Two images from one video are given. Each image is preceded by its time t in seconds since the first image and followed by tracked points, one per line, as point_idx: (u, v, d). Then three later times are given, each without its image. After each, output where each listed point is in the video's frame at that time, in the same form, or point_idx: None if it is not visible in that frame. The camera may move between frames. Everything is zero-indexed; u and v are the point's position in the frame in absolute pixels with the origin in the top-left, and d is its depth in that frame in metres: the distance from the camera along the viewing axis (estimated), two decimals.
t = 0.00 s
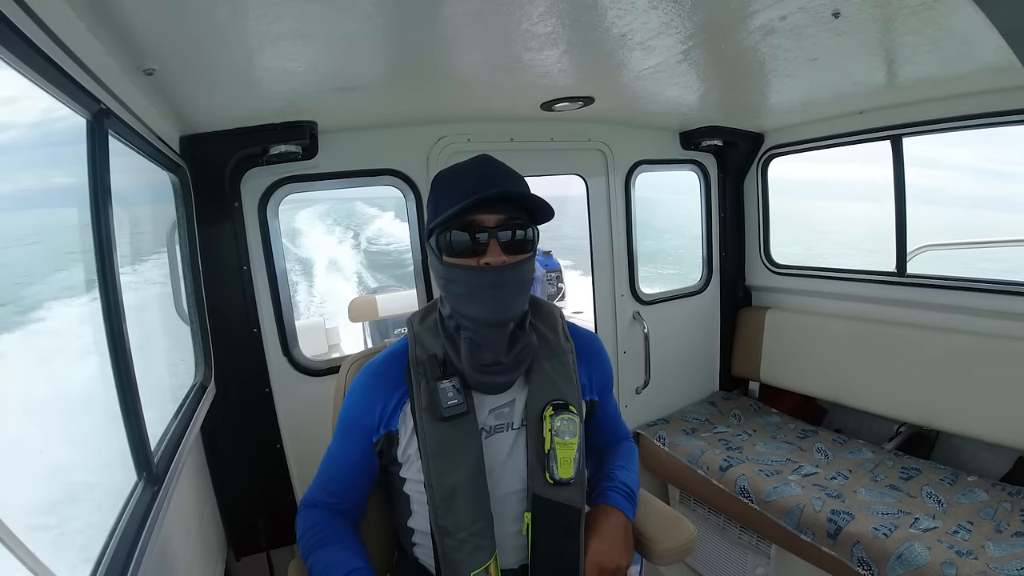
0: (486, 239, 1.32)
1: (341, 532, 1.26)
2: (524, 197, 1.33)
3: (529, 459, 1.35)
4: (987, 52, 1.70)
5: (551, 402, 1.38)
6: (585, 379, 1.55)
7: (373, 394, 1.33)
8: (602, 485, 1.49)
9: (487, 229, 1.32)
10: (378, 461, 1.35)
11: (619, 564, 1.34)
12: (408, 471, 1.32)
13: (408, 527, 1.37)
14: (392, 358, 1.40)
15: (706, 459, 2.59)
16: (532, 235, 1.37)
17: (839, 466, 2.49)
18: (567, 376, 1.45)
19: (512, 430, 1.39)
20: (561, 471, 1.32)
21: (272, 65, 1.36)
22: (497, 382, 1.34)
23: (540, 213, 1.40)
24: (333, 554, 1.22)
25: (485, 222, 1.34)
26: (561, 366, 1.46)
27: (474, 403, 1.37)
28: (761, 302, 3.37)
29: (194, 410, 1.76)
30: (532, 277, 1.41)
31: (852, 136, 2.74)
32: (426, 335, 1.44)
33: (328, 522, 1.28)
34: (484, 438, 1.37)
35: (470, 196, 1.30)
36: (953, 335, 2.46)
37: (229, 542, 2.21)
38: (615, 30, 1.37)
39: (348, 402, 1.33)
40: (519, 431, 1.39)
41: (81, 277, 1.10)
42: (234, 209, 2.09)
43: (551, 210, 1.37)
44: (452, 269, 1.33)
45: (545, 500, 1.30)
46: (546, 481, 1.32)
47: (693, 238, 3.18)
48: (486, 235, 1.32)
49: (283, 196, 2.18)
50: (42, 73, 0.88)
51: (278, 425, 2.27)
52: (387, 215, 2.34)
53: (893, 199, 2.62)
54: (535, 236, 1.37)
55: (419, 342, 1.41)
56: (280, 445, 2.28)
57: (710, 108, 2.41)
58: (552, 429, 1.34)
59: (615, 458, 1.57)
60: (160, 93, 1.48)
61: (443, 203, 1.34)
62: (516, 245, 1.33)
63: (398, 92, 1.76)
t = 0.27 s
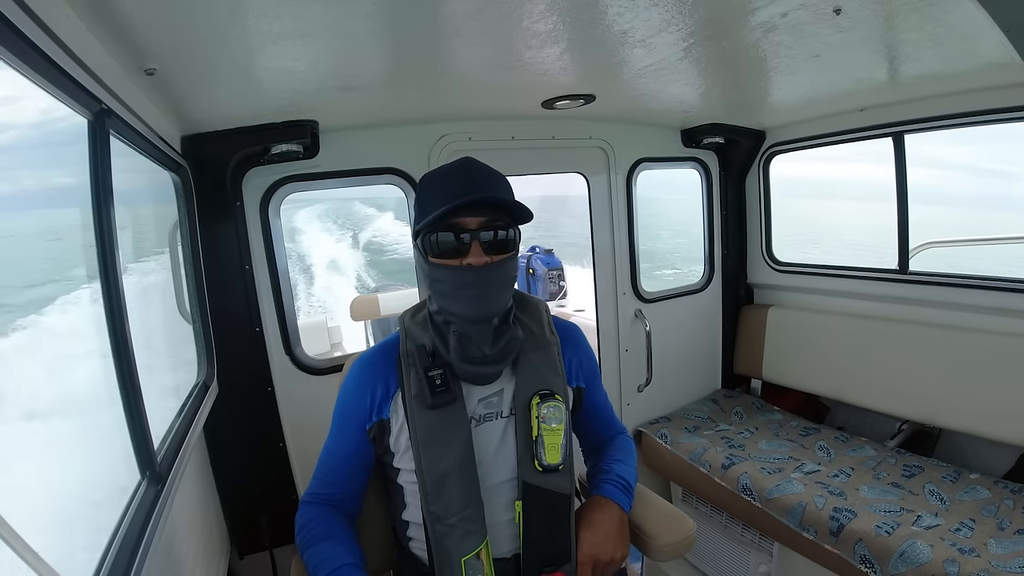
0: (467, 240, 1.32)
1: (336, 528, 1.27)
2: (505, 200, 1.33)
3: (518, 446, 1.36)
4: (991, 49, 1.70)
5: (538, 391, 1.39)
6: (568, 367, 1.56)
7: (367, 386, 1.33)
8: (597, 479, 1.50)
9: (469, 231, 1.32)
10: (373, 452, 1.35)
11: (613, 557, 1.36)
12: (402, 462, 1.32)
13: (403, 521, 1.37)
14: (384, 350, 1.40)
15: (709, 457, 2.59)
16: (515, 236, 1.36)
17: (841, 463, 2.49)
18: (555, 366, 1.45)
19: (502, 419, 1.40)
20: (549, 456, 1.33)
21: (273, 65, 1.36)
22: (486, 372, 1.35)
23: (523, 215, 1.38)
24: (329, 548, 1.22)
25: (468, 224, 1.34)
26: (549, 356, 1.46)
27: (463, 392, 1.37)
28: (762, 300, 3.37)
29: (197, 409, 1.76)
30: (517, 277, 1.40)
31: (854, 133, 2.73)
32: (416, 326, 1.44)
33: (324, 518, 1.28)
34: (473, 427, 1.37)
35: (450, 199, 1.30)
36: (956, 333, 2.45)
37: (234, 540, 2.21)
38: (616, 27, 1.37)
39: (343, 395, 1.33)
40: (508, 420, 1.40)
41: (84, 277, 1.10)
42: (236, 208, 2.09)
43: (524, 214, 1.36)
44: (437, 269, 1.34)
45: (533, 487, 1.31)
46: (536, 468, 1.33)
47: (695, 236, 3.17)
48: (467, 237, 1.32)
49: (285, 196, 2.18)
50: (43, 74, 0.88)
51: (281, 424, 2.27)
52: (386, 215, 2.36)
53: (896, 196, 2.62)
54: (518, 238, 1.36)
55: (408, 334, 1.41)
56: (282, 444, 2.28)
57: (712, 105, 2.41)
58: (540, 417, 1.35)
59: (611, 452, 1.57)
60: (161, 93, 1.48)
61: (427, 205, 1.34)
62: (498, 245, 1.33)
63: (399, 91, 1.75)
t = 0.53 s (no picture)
0: (469, 243, 1.32)
1: (336, 536, 1.26)
2: (505, 204, 1.34)
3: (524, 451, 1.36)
4: (992, 47, 1.69)
5: (543, 395, 1.40)
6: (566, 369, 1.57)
7: (364, 377, 1.34)
8: (590, 474, 1.52)
9: (470, 234, 1.33)
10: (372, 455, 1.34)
11: (608, 547, 1.39)
12: (402, 466, 1.31)
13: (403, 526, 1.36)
14: (383, 350, 1.40)
15: (710, 456, 2.58)
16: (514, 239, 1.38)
17: (843, 462, 2.49)
18: (556, 370, 1.46)
19: (503, 421, 1.40)
20: (557, 459, 1.34)
21: (274, 64, 1.35)
22: (486, 375, 1.35)
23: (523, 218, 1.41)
24: (329, 555, 1.22)
25: (468, 228, 1.35)
26: (549, 360, 1.46)
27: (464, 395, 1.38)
28: (764, 299, 3.36)
29: (198, 409, 1.76)
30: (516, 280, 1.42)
31: (856, 132, 2.73)
32: (416, 327, 1.43)
33: (326, 521, 1.28)
34: (475, 429, 1.37)
35: (452, 203, 1.31)
36: (957, 331, 2.45)
37: (235, 539, 2.22)
38: (617, 26, 1.36)
39: (341, 394, 1.33)
40: (510, 422, 1.40)
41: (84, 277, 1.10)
42: (237, 207, 2.09)
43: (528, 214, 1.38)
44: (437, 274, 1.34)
45: (540, 491, 1.33)
46: (543, 471, 1.34)
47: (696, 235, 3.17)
48: (469, 240, 1.32)
49: (286, 195, 2.18)
50: (44, 74, 0.88)
51: (282, 423, 2.27)
52: (384, 215, 2.35)
53: (897, 195, 2.61)
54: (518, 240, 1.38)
55: (407, 336, 1.41)
56: (284, 443, 2.28)
57: (713, 104, 2.40)
58: (547, 420, 1.35)
59: (603, 444, 1.58)
60: (161, 93, 1.48)
61: (428, 209, 1.35)
62: (498, 248, 1.34)
63: (400, 90, 1.75)
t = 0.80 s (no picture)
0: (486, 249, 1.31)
1: (341, 535, 1.26)
2: (522, 212, 1.34)
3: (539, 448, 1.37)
4: (990, 45, 1.69)
5: (556, 395, 1.40)
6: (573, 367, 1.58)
7: (373, 376, 1.34)
8: (597, 472, 1.53)
9: (487, 240, 1.33)
10: (379, 453, 1.34)
11: (618, 544, 1.42)
12: (414, 464, 1.31)
13: (411, 525, 1.36)
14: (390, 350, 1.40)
15: (711, 455, 2.58)
16: (529, 245, 1.38)
17: (843, 461, 2.49)
18: (565, 369, 1.47)
19: (514, 420, 1.40)
20: (577, 456, 1.33)
21: (273, 64, 1.35)
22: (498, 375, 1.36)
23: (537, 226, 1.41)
24: (334, 556, 1.22)
25: (485, 234, 1.34)
26: (558, 360, 1.47)
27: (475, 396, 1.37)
28: (764, 298, 3.36)
29: (199, 409, 1.76)
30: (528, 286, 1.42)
31: (855, 130, 2.73)
32: (423, 331, 1.43)
33: (330, 520, 1.28)
34: (486, 429, 1.37)
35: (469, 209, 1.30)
36: (957, 329, 2.45)
37: (236, 540, 2.22)
38: (616, 25, 1.36)
39: (350, 395, 1.33)
40: (521, 421, 1.40)
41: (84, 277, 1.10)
42: (237, 208, 2.09)
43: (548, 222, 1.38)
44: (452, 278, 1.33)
45: (559, 487, 1.33)
46: (561, 468, 1.34)
47: (695, 234, 3.17)
48: (486, 246, 1.31)
49: (285, 196, 2.18)
50: (42, 75, 0.88)
51: (282, 424, 2.27)
52: (382, 214, 2.34)
53: (896, 193, 2.61)
54: (532, 247, 1.38)
55: (416, 338, 1.40)
56: (284, 444, 2.28)
57: (712, 103, 2.40)
58: (567, 418, 1.34)
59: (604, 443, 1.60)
60: (160, 94, 1.48)
61: (443, 212, 1.34)
62: (514, 254, 1.34)
63: (399, 91, 1.75)
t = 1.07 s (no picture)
0: (501, 246, 1.32)
1: (342, 539, 1.26)
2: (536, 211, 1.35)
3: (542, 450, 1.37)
4: (989, 41, 1.69)
5: (561, 396, 1.40)
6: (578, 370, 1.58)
7: (377, 381, 1.34)
8: (609, 471, 1.54)
9: (502, 238, 1.34)
10: (382, 454, 1.35)
11: (625, 544, 1.42)
12: (417, 467, 1.31)
13: (413, 527, 1.36)
14: (395, 352, 1.40)
15: (715, 455, 2.58)
16: (541, 244, 1.39)
17: (848, 460, 2.48)
18: (569, 372, 1.47)
19: (518, 422, 1.40)
20: (582, 458, 1.34)
21: (274, 69, 1.36)
22: (503, 377, 1.36)
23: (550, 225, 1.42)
24: (336, 559, 1.22)
25: (500, 233, 1.35)
26: (563, 363, 1.47)
27: (480, 398, 1.37)
28: (767, 297, 3.36)
29: (203, 413, 1.76)
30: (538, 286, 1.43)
31: (857, 128, 2.72)
32: (429, 332, 1.43)
33: (331, 522, 1.28)
34: (490, 431, 1.36)
35: (485, 207, 1.31)
36: (960, 326, 2.44)
37: (241, 542, 2.23)
38: (616, 26, 1.37)
39: (353, 397, 1.33)
40: (525, 423, 1.40)
41: (87, 279, 1.10)
42: (239, 212, 2.09)
43: (562, 222, 1.39)
44: (466, 276, 1.34)
45: (562, 489, 1.34)
46: (565, 470, 1.35)
47: (697, 233, 3.17)
48: (499, 244, 1.32)
49: (287, 199, 2.18)
50: (44, 81, 0.88)
51: (286, 427, 2.27)
52: (383, 214, 2.34)
53: (898, 191, 2.61)
54: (544, 247, 1.39)
55: (422, 339, 1.40)
56: (289, 447, 2.28)
57: (712, 102, 2.40)
58: (572, 419, 1.35)
59: (614, 444, 1.61)
60: (162, 99, 1.48)
61: (457, 210, 1.34)
62: (528, 252, 1.34)
63: (399, 93, 1.76)
